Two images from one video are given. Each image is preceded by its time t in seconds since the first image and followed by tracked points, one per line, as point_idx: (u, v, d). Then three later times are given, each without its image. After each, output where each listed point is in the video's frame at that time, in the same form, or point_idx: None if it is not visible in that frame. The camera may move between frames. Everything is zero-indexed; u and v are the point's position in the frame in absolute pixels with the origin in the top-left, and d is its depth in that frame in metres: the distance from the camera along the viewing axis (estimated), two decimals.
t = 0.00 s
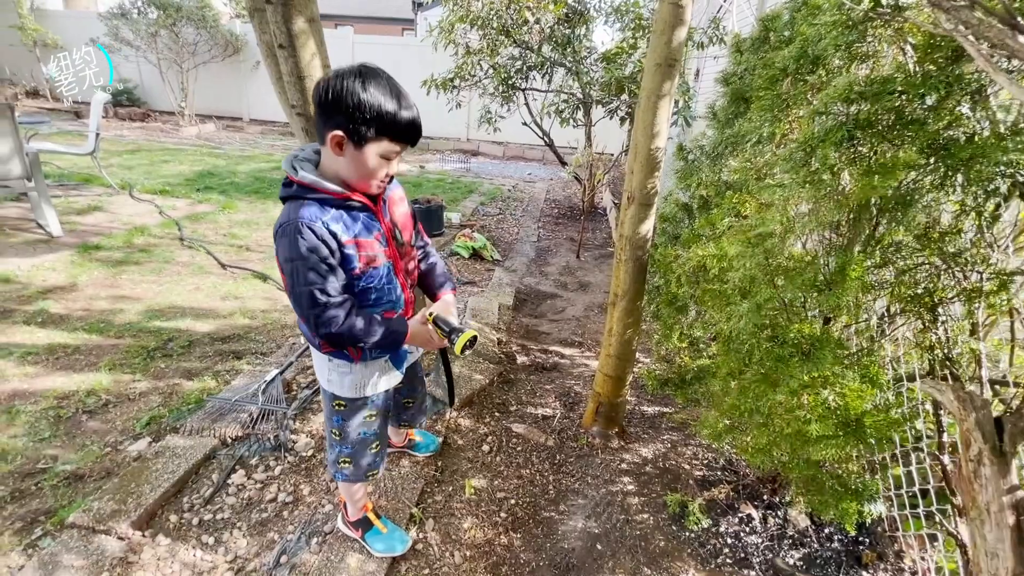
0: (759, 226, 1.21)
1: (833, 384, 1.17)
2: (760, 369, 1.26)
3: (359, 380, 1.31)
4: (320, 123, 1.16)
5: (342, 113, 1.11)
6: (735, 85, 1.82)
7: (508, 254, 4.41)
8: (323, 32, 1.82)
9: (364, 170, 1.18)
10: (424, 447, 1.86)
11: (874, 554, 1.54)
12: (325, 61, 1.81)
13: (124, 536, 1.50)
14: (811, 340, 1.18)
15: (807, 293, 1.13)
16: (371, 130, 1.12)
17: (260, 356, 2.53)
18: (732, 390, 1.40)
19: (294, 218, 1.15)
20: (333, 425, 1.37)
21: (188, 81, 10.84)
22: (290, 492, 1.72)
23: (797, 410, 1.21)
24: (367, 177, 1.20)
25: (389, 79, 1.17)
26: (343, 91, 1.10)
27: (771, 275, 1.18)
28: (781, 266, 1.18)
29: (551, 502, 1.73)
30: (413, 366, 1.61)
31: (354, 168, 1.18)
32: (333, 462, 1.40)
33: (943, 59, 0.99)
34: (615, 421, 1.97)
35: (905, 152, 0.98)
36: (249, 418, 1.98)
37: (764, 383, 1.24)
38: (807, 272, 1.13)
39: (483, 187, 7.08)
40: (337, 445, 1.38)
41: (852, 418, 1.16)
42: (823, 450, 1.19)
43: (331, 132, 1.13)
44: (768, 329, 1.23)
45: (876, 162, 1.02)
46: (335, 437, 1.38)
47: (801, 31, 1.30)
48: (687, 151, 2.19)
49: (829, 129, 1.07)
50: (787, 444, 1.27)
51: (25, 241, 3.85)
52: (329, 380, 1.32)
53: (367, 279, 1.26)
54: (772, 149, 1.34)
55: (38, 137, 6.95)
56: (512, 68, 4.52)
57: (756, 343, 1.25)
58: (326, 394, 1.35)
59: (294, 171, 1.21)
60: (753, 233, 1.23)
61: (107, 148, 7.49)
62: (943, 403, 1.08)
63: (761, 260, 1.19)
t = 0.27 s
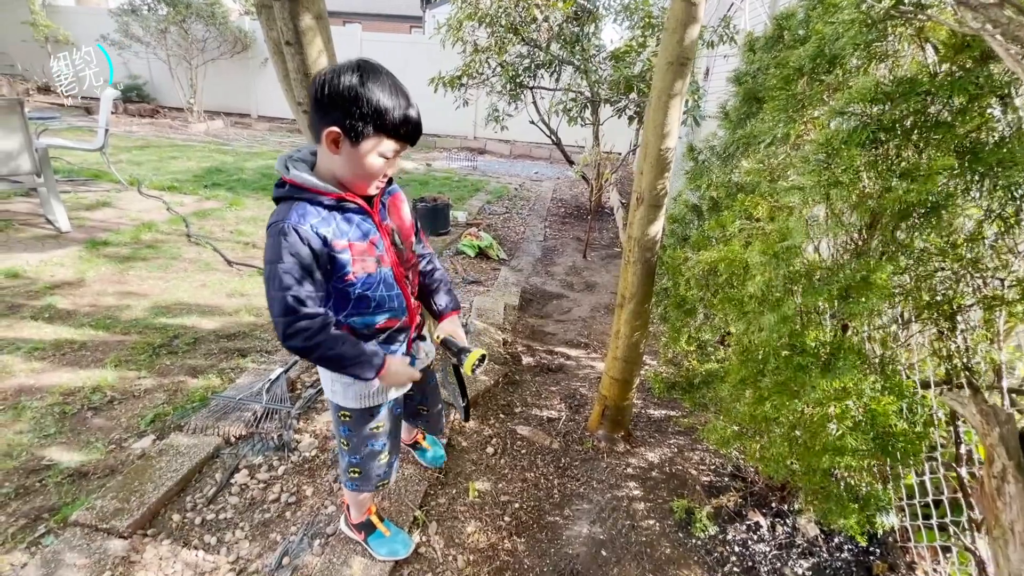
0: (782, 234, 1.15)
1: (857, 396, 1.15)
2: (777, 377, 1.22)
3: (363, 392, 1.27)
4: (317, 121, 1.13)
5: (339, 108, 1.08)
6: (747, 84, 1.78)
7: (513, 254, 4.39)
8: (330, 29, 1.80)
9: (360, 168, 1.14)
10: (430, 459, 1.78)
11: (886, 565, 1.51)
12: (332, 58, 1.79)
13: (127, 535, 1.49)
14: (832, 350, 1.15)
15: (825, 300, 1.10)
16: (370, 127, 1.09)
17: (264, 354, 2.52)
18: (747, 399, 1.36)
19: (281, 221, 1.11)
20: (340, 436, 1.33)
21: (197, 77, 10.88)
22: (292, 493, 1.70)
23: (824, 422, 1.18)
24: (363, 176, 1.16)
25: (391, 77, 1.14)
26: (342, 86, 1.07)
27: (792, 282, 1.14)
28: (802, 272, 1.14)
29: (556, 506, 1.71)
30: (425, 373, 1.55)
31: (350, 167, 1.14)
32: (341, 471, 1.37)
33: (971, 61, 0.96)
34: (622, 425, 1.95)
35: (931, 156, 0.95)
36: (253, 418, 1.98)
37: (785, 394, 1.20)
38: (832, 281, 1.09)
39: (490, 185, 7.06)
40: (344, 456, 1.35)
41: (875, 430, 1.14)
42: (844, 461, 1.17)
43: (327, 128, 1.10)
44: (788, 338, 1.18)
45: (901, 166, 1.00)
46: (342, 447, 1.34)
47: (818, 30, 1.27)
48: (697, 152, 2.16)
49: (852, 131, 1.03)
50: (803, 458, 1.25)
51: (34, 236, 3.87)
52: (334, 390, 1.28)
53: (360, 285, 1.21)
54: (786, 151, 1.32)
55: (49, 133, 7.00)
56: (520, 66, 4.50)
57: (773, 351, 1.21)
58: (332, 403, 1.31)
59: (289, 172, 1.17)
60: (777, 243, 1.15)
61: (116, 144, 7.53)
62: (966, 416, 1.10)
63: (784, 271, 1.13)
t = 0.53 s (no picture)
0: (789, 245, 1.13)
1: (857, 407, 1.13)
2: (778, 385, 1.22)
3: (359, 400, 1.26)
4: (311, 129, 1.13)
5: (333, 116, 1.08)
6: (751, 88, 1.77)
7: (516, 256, 4.38)
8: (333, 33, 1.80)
9: (355, 175, 1.14)
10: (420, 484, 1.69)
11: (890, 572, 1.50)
12: (334, 62, 1.79)
13: (128, 540, 1.49)
14: (835, 360, 1.14)
15: (826, 310, 1.10)
16: (365, 134, 1.09)
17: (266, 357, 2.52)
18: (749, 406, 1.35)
19: (272, 230, 1.10)
20: (339, 443, 1.33)
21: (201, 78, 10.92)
22: (293, 497, 1.70)
23: (818, 433, 1.18)
24: (357, 183, 1.15)
25: (386, 84, 1.14)
26: (336, 93, 1.07)
27: (794, 292, 1.14)
28: (805, 282, 1.13)
29: (557, 512, 1.70)
30: (423, 383, 1.54)
31: (346, 174, 1.14)
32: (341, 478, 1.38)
33: (976, 67, 0.95)
34: (624, 430, 1.94)
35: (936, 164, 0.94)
36: (255, 421, 1.97)
37: (784, 403, 1.20)
38: (836, 292, 1.08)
39: (492, 187, 7.06)
40: (343, 463, 1.35)
41: (875, 439, 1.13)
42: (844, 471, 1.17)
43: (321, 137, 1.10)
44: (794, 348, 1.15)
45: (906, 174, 0.98)
46: (341, 454, 1.34)
47: (822, 34, 1.26)
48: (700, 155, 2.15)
49: (855, 138, 1.01)
50: (804, 466, 1.25)
51: (38, 238, 3.88)
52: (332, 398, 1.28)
53: (352, 295, 1.20)
54: (789, 156, 1.31)
55: (53, 134, 7.03)
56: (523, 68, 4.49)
57: (776, 361, 1.19)
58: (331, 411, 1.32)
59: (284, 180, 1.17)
60: (782, 254, 1.13)
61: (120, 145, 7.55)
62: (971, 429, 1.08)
63: (787, 282, 1.12)
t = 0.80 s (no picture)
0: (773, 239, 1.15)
1: (844, 403, 1.15)
2: (769, 382, 1.23)
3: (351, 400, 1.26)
4: (304, 133, 1.11)
5: (334, 119, 1.08)
6: (746, 87, 1.77)
7: (514, 256, 4.37)
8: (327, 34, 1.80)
9: (360, 175, 1.16)
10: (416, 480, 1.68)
11: (887, 572, 1.50)
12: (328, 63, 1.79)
13: (123, 543, 1.49)
14: (825, 357, 1.14)
15: (814, 306, 1.10)
16: (362, 134, 1.11)
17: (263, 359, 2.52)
18: (742, 403, 1.36)
19: (260, 233, 1.10)
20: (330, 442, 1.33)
21: (198, 80, 10.91)
22: (289, 499, 1.70)
23: (804, 428, 1.20)
24: (360, 183, 1.17)
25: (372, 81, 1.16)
26: (334, 95, 1.07)
27: (784, 289, 1.13)
28: (795, 278, 1.12)
29: (554, 513, 1.70)
30: (414, 382, 1.54)
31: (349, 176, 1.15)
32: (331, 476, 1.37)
33: (967, 64, 0.94)
34: (620, 430, 1.94)
35: (925, 161, 0.94)
36: (251, 423, 1.97)
37: (774, 399, 1.21)
38: (822, 288, 1.09)
39: (491, 187, 7.05)
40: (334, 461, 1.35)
41: (864, 435, 1.13)
42: (833, 467, 1.18)
43: (316, 137, 1.10)
44: (779, 340, 1.17)
45: (895, 171, 0.98)
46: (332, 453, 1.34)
47: (815, 33, 1.26)
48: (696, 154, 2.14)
49: (845, 136, 1.02)
50: (796, 463, 1.24)
51: (35, 240, 3.88)
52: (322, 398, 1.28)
53: (342, 297, 1.20)
54: (783, 154, 1.30)
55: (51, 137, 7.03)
56: (520, 68, 4.49)
57: (766, 357, 1.20)
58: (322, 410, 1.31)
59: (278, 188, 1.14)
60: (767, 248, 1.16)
61: (118, 147, 7.55)
62: (963, 428, 1.09)
63: (775, 275, 1.13)
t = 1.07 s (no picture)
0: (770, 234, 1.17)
1: (845, 397, 1.15)
2: (769, 379, 1.23)
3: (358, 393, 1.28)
4: (306, 134, 1.10)
5: (336, 117, 1.08)
6: (743, 85, 1.78)
7: (512, 255, 4.37)
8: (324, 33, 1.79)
9: (363, 169, 1.17)
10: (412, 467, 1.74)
11: (886, 567, 1.50)
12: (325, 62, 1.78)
13: (124, 544, 1.48)
14: (824, 352, 1.14)
15: (816, 302, 1.09)
16: (367, 130, 1.12)
17: (262, 360, 2.52)
18: (741, 400, 1.36)
19: (287, 236, 1.10)
20: (333, 439, 1.33)
21: (195, 81, 10.89)
22: (290, 499, 1.70)
23: (807, 423, 1.20)
24: (362, 176, 1.18)
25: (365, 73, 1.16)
26: (334, 92, 1.07)
27: (782, 284, 1.14)
28: (792, 273, 1.13)
29: (554, 511, 1.70)
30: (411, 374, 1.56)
31: (353, 171, 1.16)
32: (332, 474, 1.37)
33: (964, 60, 0.95)
34: (620, 428, 1.94)
35: (922, 157, 0.94)
36: (251, 423, 1.96)
37: (774, 395, 1.20)
38: (819, 284, 1.08)
39: (489, 186, 7.05)
40: (336, 458, 1.35)
41: (864, 430, 1.14)
42: (835, 463, 1.17)
43: (320, 134, 1.09)
44: (779, 336, 1.18)
45: (894, 167, 0.99)
46: (334, 450, 1.34)
47: (813, 30, 1.26)
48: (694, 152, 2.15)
49: (842, 133, 1.03)
50: (798, 459, 1.25)
51: (32, 243, 3.87)
52: (327, 395, 1.27)
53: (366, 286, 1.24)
54: (781, 152, 1.31)
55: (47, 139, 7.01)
56: (517, 67, 4.49)
57: (767, 353, 1.20)
58: (324, 408, 1.31)
59: (286, 188, 1.15)
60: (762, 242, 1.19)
61: (115, 148, 7.53)
62: (962, 423, 1.09)
63: (773, 269, 1.14)
